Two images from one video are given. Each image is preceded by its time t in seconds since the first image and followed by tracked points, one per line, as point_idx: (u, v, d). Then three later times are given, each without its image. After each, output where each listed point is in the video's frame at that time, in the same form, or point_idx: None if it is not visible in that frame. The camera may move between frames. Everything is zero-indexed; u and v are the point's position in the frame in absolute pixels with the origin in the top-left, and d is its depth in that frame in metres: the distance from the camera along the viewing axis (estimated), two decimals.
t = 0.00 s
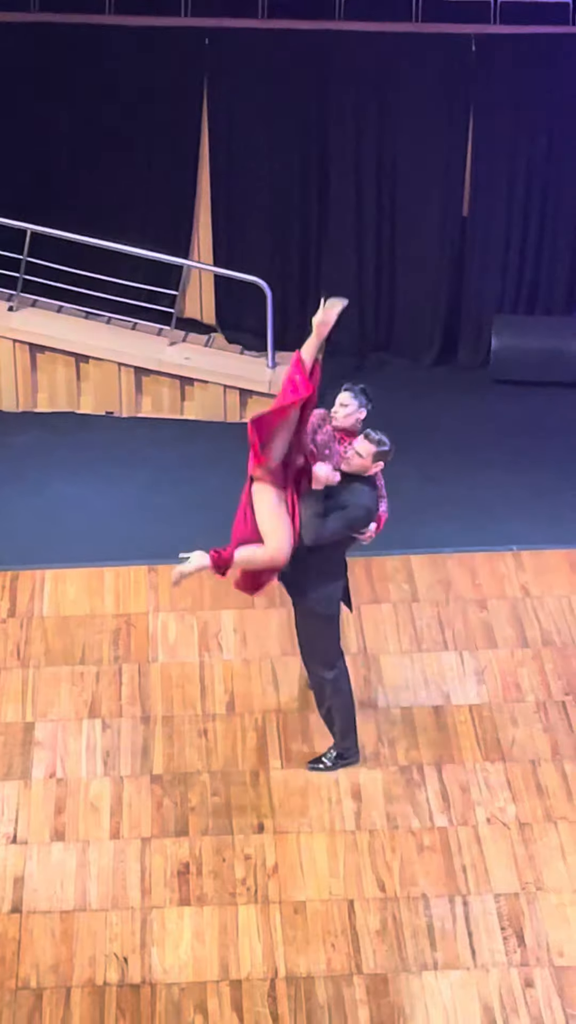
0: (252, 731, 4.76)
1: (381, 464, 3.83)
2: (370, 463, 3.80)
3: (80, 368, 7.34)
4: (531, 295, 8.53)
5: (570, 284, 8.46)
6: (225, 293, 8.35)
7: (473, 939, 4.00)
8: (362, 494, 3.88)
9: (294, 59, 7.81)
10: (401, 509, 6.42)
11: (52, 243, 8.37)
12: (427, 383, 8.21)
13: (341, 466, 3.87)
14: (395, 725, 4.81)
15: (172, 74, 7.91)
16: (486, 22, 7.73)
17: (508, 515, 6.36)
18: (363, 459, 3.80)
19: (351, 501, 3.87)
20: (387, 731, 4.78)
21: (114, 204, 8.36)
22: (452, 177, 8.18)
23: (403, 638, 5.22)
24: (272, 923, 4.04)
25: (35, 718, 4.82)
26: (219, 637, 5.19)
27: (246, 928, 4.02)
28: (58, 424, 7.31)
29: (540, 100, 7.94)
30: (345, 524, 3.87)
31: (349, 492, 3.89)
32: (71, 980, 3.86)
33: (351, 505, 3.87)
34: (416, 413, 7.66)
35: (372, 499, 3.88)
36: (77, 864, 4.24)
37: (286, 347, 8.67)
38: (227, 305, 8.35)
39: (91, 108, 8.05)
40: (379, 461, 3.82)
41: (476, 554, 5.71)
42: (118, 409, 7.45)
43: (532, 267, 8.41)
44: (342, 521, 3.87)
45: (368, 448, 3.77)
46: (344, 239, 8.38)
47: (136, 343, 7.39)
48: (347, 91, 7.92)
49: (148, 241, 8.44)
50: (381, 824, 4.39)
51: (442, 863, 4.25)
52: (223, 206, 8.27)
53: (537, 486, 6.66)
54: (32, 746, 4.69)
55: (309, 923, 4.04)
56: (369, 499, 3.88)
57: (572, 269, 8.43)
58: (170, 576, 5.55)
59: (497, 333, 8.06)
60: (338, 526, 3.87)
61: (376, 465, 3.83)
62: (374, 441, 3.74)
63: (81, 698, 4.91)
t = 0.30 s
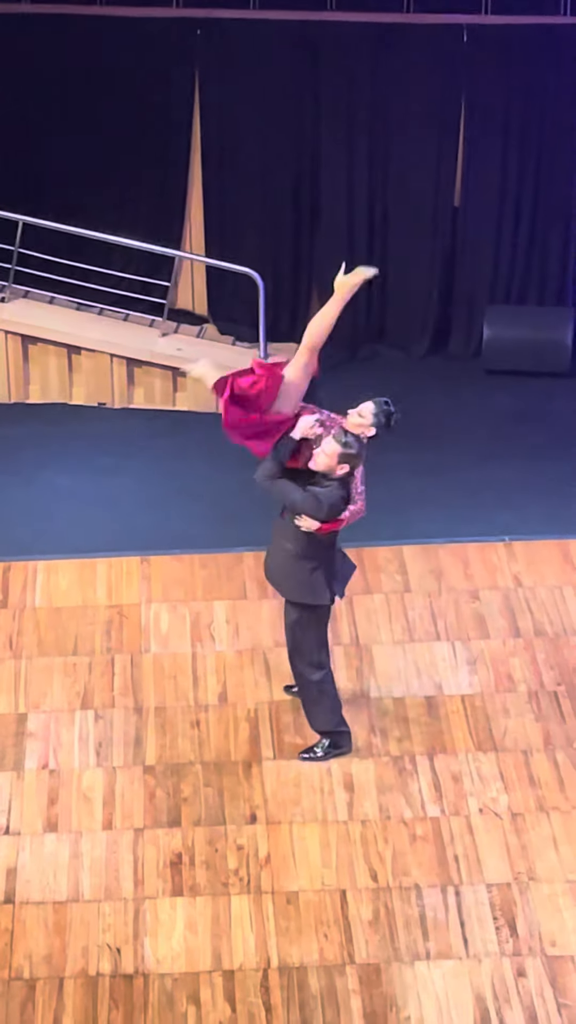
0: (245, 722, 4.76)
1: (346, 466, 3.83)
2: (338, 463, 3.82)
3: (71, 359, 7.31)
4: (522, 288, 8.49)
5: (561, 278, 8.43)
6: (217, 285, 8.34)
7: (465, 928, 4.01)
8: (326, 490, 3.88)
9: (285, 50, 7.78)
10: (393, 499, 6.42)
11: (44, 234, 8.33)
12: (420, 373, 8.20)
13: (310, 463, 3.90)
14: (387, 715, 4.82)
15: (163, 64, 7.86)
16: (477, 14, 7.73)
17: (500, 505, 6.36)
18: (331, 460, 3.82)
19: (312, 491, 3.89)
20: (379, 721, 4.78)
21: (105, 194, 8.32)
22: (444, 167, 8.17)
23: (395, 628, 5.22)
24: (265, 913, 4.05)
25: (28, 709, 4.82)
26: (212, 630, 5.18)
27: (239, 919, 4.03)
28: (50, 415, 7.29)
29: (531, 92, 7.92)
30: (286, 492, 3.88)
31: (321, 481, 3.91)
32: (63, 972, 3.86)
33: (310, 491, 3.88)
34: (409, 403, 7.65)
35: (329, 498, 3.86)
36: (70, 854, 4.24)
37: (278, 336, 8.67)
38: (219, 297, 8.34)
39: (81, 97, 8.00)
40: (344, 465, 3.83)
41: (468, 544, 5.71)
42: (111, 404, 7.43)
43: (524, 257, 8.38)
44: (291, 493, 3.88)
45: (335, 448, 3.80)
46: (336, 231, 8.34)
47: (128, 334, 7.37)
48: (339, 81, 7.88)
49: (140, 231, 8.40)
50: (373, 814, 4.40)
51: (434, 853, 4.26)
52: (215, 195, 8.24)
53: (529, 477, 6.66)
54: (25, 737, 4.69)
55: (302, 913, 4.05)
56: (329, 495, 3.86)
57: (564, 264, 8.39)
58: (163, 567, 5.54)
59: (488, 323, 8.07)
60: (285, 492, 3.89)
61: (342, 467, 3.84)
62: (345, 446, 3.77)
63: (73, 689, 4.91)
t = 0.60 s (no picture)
0: (239, 716, 4.76)
1: (339, 465, 3.84)
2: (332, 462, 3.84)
3: (66, 353, 7.30)
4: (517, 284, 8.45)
5: (556, 272, 8.36)
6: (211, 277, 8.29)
7: (460, 921, 4.02)
8: (323, 492, 3.87)
9: (280, 43, 7.76)
10: (388, 493, 6.42)
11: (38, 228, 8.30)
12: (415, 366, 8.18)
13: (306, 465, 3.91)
14: (382, 709, 4.82)
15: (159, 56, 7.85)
16: (472, 6, 7.69)
17: (494, 499, 6.37)
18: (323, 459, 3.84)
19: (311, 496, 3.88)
20: (374, 715, 4.79)
21: (100, 188, 8.29)
22: (438, 160, 8.16)
23: (390, 621, 5.23)
24: (260, 907, 4.05)
25: (23, 703, 4.82)
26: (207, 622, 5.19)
27: (234, 913, 4.03)
28: (45, 408, 7.27)
29: (525, 83, 7.91)
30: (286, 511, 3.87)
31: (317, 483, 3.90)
32: (59, 965, 3.86)
33: (308, 497, 3.87)
34: (404, 395, 7.63)
35: (328, 499, 3.84)
36: (65, 848, 4.25)
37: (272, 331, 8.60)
38: (213, 289, 8.29)
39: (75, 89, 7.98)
40: (336, 462, 3.83)
41: (463, 538, 5.71)
42: (105, 396, 7.38)
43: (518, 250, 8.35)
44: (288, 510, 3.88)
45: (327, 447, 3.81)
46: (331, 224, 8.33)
47: (122, 328, 7.37)
48: (333, 73, 7.87)
49: (135, 225, 8.37)
50: (368, 807, 4.40)
51: (429, 847, 4.27)
52: (208, 188, 8.21)
53: (523, 470, 6.66)
54: (20, 730, 4.69)
55: (297, 906, 4.06)
56: (326, 497, 3.85)
57: (558, 259, 8.33)
58: (158, 561, 5.54)
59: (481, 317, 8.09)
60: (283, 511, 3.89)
61: (336, 467, 3.84)
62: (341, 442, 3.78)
63: (68, 682, 4.91)
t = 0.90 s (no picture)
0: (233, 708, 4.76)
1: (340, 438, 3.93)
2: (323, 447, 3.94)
3: (60, 344, 7.29)
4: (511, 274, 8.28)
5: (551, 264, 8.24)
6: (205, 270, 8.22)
7: (454, 913, 4.02)
8: (344, 473, 3.99)
9: (272, 34, 7.68)
10: (382, 485, 6.42)
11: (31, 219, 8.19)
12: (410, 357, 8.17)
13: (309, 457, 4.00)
14: (376, 701, 4.82)
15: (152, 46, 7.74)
16: None
17: (488, 491, 6.36)
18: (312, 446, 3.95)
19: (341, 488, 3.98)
20: (368, 707, 4.78)
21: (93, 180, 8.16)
22: (432, 153, 8.02)
23: (384, 613, 5.23)
24: (254, 899, 4.06)
25: (16, 695, 4.81)
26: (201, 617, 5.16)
27: (228, 906, 4.03)
28: (38, 400, 7.24)
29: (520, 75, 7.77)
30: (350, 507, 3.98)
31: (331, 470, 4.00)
32: (53, 957, 3.87)
33: (345, 492, 3.98)
34: (399, 386, 7.61)
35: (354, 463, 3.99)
36: (59, 840, 4.24)
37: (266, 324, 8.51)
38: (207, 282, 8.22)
39: (68, 79, 7.87)
40: (339, 438, 3.91)
41: (457, 531, 5.71)
42: (99, 387, 7.34)
43: (512, 242, 8.20)
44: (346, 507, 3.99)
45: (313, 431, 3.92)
46: (324, 215, 8.21)
47: (116, 320, 7.34)
48: (326, 65, 7.77)
49: (129, 218, 8.24)
50: (363, 800, 4.40)
51: (423, 839, 4.27)
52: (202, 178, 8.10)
53: (518, 463, 6.66)
54: (14, 723, 4.69)
55: (291, 898, 4.06)
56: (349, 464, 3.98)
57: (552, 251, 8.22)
58: (151, 553, 5.53)
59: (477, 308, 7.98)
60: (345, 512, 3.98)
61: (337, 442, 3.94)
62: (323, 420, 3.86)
63: (62, 674, 4.90)
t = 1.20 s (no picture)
0: (229, 698, 4.76)
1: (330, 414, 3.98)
2: (318, 425, 3.90)
3: (56, 334, 7.22)
4: (508, 264, 8.13)
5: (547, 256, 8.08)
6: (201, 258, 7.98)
7: (450, 903, 4.03)
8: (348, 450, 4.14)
9: (267, 24, 7.44)
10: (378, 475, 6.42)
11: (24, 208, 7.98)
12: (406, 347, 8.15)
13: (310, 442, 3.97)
14: (372, 691, 4.83)
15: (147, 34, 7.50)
16: None
17: (483, 483, 6.36)
18: (308, 427, 3.90)
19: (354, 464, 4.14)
20: (364, 698, 4.79)
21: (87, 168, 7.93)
22: (429, 144, 7.82)
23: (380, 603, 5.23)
24: (250, 889, 4.06)
25: (12, 685, 4.81)
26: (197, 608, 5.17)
27: (224, 896, 4.04)
28: (34, 390, 7.21)
29: (518, 65, 7.56)
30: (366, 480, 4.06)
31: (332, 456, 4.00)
32: (49, 947, 3.87)
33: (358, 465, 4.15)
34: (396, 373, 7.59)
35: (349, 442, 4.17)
36: (55, 830, 4.24)
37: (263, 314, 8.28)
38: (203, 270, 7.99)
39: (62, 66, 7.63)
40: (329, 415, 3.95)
41: (453, 521, 5.71)
42: (95, 378, 7.32)
43: (509, 233, 8.03)
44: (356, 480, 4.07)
45: (304, 413, 3.87)
46: (321, 206, 8.00)
47: (112, 309, 7.31)
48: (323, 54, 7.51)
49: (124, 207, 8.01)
50: (358, 790, 4.41)
51: (418, 829, 4.27)
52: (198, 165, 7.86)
53: (513, 453, 6.65)
54: (10, 713, 4.68)
55: (286, 889, 4.07)
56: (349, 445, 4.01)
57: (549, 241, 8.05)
58: (147, 544, 5.53)
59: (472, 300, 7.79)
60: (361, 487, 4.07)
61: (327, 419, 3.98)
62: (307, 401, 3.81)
63: (58, 664, 4.90)
